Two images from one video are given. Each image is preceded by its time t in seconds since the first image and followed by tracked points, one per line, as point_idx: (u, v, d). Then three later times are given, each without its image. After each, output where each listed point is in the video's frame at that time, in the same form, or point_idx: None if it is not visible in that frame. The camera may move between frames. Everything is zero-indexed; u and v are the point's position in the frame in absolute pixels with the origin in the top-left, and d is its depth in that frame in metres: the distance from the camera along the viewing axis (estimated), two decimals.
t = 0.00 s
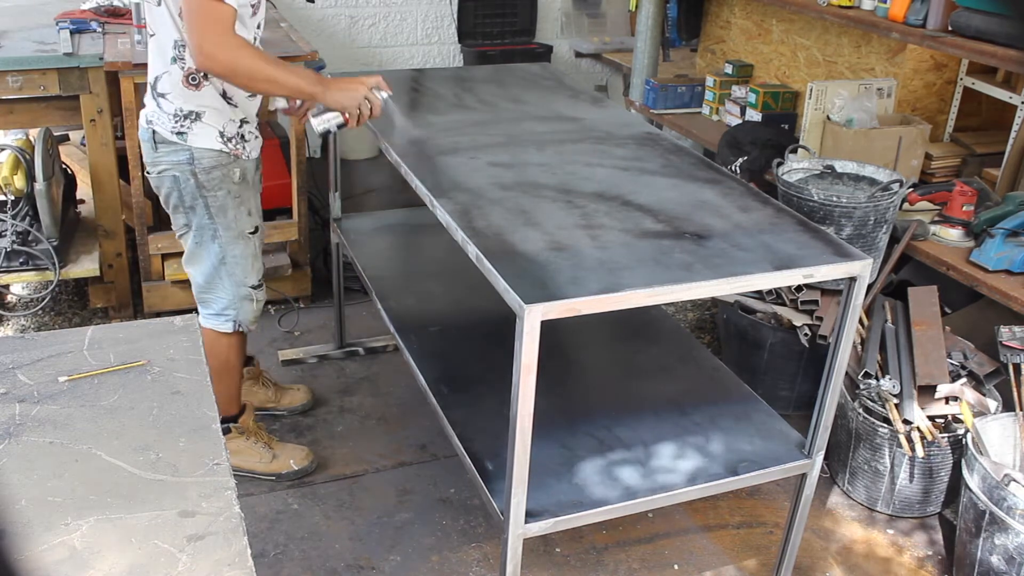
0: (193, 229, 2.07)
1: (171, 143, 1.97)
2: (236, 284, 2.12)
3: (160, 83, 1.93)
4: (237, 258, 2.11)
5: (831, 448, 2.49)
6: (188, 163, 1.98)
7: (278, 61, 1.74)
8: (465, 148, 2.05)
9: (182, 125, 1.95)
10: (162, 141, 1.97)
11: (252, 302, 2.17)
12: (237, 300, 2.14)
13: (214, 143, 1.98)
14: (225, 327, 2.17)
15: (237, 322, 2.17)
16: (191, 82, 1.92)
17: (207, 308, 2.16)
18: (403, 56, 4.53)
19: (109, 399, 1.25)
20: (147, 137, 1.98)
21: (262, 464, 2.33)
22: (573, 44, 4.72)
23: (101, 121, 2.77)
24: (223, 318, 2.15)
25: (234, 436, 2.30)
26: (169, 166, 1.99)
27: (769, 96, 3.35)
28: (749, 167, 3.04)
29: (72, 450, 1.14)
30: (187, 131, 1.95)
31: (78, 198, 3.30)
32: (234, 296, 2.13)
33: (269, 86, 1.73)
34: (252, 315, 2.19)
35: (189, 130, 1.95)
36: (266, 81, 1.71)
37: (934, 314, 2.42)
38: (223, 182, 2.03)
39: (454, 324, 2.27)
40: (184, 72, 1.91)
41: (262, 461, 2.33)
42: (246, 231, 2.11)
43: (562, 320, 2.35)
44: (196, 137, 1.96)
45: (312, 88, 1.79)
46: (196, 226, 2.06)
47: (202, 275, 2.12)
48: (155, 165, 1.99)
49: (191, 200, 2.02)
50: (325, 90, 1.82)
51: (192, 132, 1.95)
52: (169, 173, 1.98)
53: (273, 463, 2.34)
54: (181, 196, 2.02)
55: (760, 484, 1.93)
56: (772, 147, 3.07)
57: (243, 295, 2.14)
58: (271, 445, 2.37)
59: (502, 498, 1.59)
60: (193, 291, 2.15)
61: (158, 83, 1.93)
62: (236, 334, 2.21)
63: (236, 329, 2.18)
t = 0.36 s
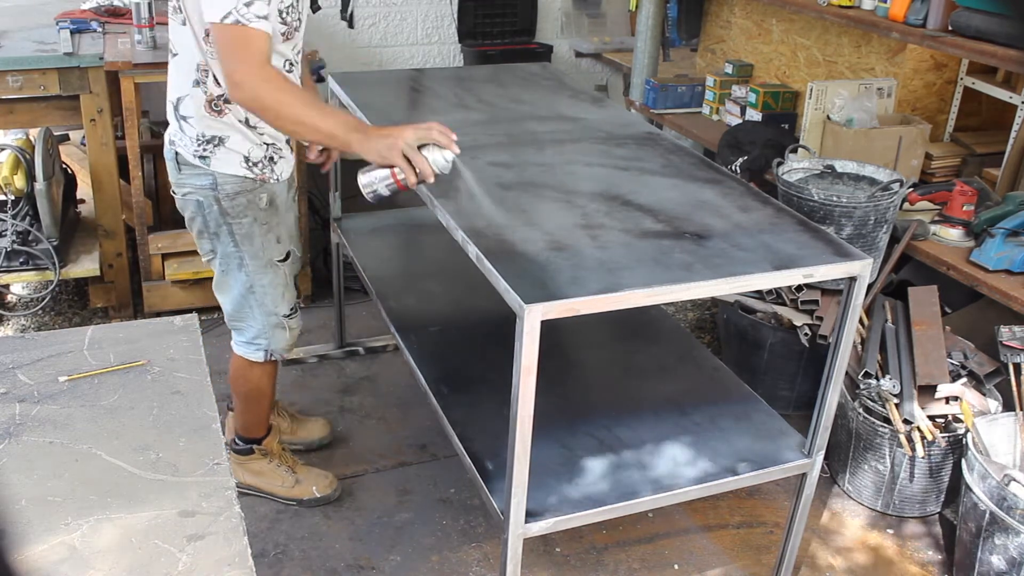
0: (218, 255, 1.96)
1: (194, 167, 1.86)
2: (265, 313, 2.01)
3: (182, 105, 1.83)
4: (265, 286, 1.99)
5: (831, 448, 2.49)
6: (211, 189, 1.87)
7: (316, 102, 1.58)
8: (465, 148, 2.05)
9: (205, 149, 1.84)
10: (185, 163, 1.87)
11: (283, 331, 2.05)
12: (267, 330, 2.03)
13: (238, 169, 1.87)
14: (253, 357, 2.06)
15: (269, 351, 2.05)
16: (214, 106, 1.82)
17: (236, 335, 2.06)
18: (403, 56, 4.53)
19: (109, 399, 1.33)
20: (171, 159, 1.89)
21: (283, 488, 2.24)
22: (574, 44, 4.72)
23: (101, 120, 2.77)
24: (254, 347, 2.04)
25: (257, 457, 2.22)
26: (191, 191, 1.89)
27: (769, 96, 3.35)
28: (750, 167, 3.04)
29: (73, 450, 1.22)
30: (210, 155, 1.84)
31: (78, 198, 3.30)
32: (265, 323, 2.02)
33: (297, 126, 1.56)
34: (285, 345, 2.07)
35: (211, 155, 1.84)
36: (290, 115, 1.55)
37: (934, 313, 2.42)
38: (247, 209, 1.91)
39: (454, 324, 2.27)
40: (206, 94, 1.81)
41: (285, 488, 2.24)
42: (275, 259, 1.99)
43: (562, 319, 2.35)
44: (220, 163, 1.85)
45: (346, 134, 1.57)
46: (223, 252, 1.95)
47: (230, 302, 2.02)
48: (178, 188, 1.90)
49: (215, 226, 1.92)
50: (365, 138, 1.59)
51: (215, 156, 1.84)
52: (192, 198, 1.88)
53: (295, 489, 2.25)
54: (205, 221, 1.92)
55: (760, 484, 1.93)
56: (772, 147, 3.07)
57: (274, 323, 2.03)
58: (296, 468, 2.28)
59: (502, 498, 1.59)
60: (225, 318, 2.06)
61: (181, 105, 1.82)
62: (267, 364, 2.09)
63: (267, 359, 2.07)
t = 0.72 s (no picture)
0: (245, 299, 1.79)
1: (223, 205, 1.69)
2: (292, 360, 1.84)
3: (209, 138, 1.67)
4: (295, 332, 1.82)
5: (831, 448, 2.49)
6: (242, 229, 1.70)
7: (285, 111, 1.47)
8: (465, 148, 2.05)
9: (236, 185, 1.67)
10: (213, 202, 1.70)
11: (310, 380, 1.89)
12: (293, 378, 1.86)
13: (273, 206, 1.71)
14: (276, 407, 1.88)
15: (292, 400, 1.88)
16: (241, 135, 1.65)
17: (258, 383, 1.88)
18: (403, 56, 4.53)
19: (109, 399, 1.42)
20: (197, 197, 1.72)
21: (309, 546, 2.06)
22: (573, 44, 4.72)
23: (101, 120, 2.76)
24: (276, 397, 1.87)
25: (280, 512, 2.04)
26: (223, 232, 1.72)
27: (769, 96, 3.34)
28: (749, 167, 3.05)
29: (73, 450, 1.30)
30: (242, 191, 1.68)
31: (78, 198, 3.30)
32: (291, 371, 1.85)
33: (258, 138, 1.45)
34: (311, 393, 1.90)
35: (244, 190, 1.68)
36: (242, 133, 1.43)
37: (934, 313, 2.42)
38: (282, 251, 1.74)
39: (454, 324, 2.27)
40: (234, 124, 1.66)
41: (309, 545, 2.06)
42: (307, 303, 1.82)
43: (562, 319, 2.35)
44: (252, 200, 1.68)
45: (327, 141, 1.50)
46: (250, 297, 1.78)
47: (254, 348, 1.84)
48: (204, 229, 1.74)
49: (245, 269, 1.75)
50: (342, 142, 1.52)
51: (248, 191, 1.68)
52: (221, 239, 1.71)
53: (322, 547, 2.06)
54: (233, 263, 1.74)
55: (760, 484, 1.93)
56: (772, 147, 3.08)
57: (300, 371, 1.86)
58: (321, 523, 2.09)
59: (502, 498, 1.59)
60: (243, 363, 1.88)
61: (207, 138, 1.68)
62: (288, 414, 1.92)
63: (290, 409, 1.90)
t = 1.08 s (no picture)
0: (253, 304, 1.79)
1: (230, 210, 1.69)
2: (302, 365, 1.84)
3: (215, 144, 1.66)
4: (303, 336, 1.82)
5: (831, 448, 2.49)
6: (250, 234, 1.71)
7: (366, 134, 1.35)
8: (465, 148, 2.05)
9: (243, 191, 1.68)
10: (218, 207, 1.70)
11: (320, 384, 1.89)
12: (302, 383, 1.86)
13: (281, 211, 1.71)
14: (286, 412, 1.89)
15: (301, 404, 1.88)
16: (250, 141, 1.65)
17: (267, 388, 1.88)
18: (403, 56, 4.53)
19: (109, 399, 1.42)
20: (202, 203, 1.72)
21: (309, 545, 2.06)
22: (574, 44, 4.72)
23: (102, 120, 2.76)
24: (284, 401, 1.87)
25: (280, 513, 2.05)
26: (228, 238, 1.71)
27: (769, 96, 3.34)
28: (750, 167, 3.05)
29: (74, 449, 1.30)
30: (249, 197, 1.68)
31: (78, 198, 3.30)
32: (299, 375, 1.85)
33: (344, 159, 1.33)
34: (319, 397, 1.91)
35: (251, 196, 1.68)
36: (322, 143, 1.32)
37: (934, 313, 2.42)
38: (290, 254, 1.75)
39: (454, 324, 2.27)
40: (241, 130, 1.65)
41: (309, 545, 2.06)
42: (315, 306, 1.82)
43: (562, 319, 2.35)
44: (260, 206, 1.69)
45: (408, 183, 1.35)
46: (259, 301, 1.78)
47: (262, 353, 1.84)
48: (210, 235, 1.74)
49: (253, 274, 1.75)
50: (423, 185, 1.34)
51: (255, 197, 1.68)
52: (228, 244, 1.71)
53: (322, 546, 2.06)
54: (241, 268, 1.75)
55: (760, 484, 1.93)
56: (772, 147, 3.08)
57: (308, 375, 1.86)
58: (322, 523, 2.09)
59: (502, 498, 1.59)
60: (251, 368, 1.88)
61: (211, 144, 1.66)
62: (296, 418, 1.92)
63: (298, 413, 1.90)
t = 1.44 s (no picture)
0: (299, 300, 1.78)
1: (273, 205, 1.70)
2: (350, 356, 1.84)
3: (258, 139, 1.66)
4: (350, 327, 1.82)
5: (831, 448, 2.49)
6: (294, 226, 1.71)
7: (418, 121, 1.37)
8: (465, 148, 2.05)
9: (287, 184, 1.68)
10: (259, 202, 1.70)
11: (364, 374, 1.89)
12: (350, 373, 1.86)
13: (324, 202, 1.72)
14: (337, 405, 1.88)
15: (350, 393, 1.88)
16: (298, 133, 1.66)
17: (314, 384, 1.87)
18: (403, 56, 4.53)
19: (109, 399, 1.42)
20: (242, 200, 1.71)
21: (369, 542, 2.09)
22: (573, 44, 4.72)
23: (101, 120, 2.76)
24: (336, 394, 1.87)
25: (339, 515, 2.06)
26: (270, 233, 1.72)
27: (769, 96, 3.34)
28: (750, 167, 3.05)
29: (73, 450, 1.30)
30: (293, 190, 1.68)
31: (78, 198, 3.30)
32: (348, 365, 1.85)
33: (402, 148, 1.36)
34: (362, 387, 1.91)
35: (295, 189, 1.69)
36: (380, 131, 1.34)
37: (934, 314, 2.42)
38: (335, 244, 1.76)
39: (454, 324, 2.27)
40: (287, 124, 1.65)
41: (376, 542, 2.09)
42: (358, 296, 1.83)
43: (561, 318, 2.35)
44: (304, 197, 1.70)
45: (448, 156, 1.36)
46: (306, 296, 1.77)
47: (309, 350, 1.82)
48: (252, 232, 1.73)
49: (298, 268, 1.75)
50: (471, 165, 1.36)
51: (299, 190, 1.69)
52: (272, 238, 1.72)
53: (383, 540, 2.10)
54: (287, 262, 1.74)
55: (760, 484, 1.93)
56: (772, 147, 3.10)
57: (355, 365, 1.86)
58: (376, 518, 2.13)
59: (502, 498, 1.59)
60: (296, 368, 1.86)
61: (255, 140, 1.66)
62: (345, 411, 1.91)
63: (349, 405, 1.90)
